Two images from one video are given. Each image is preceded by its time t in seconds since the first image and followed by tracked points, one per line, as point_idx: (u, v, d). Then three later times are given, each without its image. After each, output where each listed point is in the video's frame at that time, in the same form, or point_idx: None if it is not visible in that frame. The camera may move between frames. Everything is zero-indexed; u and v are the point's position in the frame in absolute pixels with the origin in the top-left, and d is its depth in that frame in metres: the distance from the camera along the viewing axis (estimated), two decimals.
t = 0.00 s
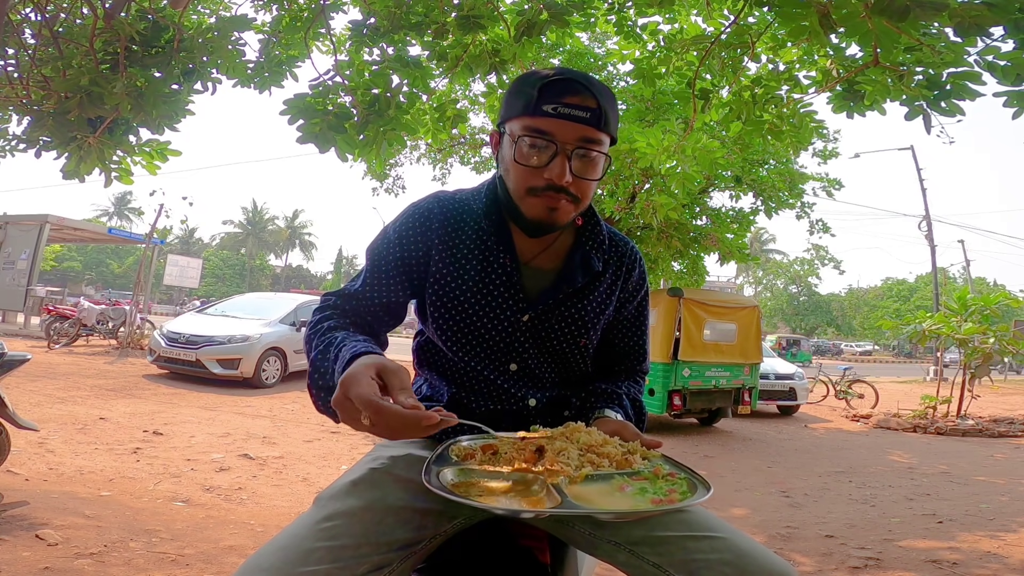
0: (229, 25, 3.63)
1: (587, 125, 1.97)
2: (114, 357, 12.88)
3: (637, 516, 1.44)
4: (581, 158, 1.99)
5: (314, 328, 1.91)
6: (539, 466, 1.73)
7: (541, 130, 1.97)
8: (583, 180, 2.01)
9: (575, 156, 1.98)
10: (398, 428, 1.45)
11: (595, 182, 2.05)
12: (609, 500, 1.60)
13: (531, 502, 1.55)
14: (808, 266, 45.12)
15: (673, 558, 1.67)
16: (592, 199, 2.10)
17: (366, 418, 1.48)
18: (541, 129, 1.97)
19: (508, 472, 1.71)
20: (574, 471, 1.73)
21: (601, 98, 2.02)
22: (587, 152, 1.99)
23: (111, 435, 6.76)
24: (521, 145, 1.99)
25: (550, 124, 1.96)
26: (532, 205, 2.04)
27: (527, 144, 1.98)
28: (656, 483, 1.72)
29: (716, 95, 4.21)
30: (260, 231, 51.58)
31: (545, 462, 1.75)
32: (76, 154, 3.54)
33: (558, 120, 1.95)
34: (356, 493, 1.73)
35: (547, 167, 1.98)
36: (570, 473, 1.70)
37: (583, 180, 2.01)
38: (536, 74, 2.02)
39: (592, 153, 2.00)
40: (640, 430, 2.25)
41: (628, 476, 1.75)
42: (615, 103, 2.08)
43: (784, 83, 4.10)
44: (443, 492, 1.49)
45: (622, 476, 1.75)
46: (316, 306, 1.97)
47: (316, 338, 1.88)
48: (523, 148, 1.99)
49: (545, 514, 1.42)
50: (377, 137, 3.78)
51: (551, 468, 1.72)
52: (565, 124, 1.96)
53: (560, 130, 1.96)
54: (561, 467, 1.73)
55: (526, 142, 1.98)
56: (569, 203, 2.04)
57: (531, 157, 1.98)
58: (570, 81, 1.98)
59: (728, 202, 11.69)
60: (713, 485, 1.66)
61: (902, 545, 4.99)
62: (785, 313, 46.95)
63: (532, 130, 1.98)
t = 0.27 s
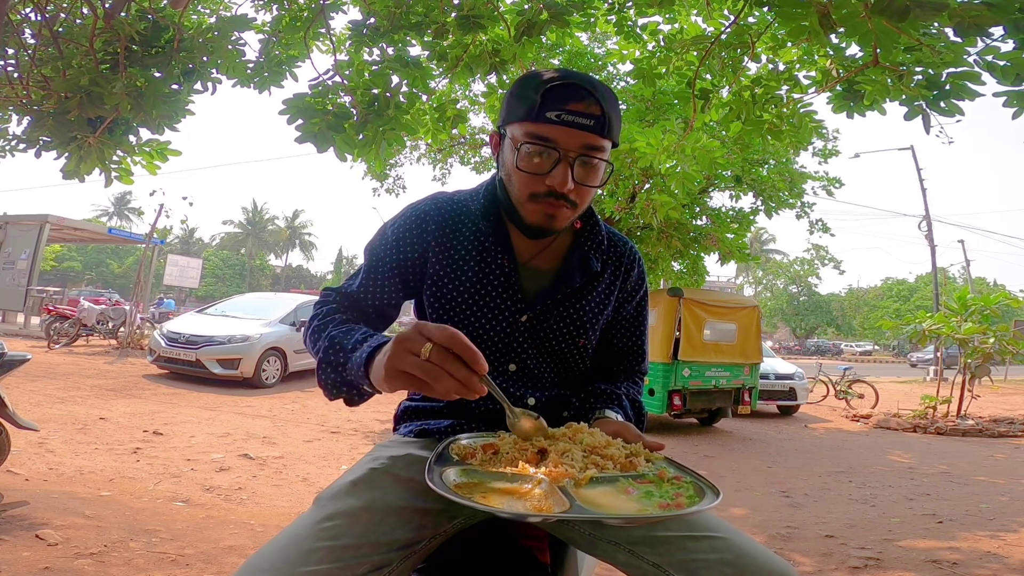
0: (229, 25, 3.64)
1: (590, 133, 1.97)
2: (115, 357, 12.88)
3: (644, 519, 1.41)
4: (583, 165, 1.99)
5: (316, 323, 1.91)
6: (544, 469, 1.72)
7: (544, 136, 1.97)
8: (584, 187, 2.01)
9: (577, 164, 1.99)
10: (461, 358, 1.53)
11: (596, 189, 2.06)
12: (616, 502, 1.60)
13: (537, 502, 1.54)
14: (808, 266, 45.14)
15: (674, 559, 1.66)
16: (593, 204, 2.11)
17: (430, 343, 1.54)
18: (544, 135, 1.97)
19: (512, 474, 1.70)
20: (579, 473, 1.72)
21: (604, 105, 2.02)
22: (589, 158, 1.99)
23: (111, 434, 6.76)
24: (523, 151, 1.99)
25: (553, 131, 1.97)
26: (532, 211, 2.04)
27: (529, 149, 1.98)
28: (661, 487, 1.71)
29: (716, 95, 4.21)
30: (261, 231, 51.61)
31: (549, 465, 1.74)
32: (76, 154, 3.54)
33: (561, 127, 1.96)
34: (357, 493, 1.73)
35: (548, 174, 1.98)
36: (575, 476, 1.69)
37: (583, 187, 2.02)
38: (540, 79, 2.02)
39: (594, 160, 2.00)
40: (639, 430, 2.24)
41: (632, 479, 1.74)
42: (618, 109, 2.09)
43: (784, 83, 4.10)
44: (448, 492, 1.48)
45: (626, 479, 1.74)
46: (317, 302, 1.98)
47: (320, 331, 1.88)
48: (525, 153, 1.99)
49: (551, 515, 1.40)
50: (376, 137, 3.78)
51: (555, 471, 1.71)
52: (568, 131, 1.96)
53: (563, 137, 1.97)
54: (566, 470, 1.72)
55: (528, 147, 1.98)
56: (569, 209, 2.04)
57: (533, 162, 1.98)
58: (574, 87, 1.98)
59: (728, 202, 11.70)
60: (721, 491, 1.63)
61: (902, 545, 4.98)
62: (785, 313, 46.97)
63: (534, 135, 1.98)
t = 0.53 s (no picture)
0: (229, 25, 3.64)
1: (587, 134, 1.97)
2: (115, 357, 12.89)
3: (649, 521, 1.41)
4: (580, 165, 1.99)
5: (320, 328, 1.92)
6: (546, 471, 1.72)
7: (542, 137, 1.98)
8: (582, 187, 2.01)
9: (575, 164, 1.99)
10: (450, 370, 1.52)
11: (594, 189, 2.06)
12: (619, 503, 1.59)
13: (540, 505, 1.54)
14: (808, 267, 45.16)
15: (674, 558, 1.66)
16: (591, 204, 2.11)
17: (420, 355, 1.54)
18: (542, 136, 1.98)
19: (515, 476, 1.70)
20: (581, 474, 1.73)
21: (602, 106, 2.02)
22: (587, 159, 2.00)
23: (111, 434, 6.76)
24: (521, 152, 1.99)
25: (551, 132, 1.97)
26: (530, 211, 2.05)
27: (527, 150, 1.98)
28: (664, 487, 1.71)
29: (716, 95, 4.21)
30: (260, 231, 51.62)
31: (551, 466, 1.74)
32: (77, 154, 3.54)
33: (558, 128, 1.96)
34: (357, 492, 1.73)
35: (545, 174, 1.98)
36: (577, 477, 1.69)
37: (581, 187, 2.02)
38: (538, 80, 2.02)
39: (591, 161, 2.00)
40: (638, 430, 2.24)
41: (634, 480, 1.75)
42: (616, 110, 2.08)
43: (784, 83, 4.09)
44: (451, 495, 1.48)
45: (628, 480, 1.74)
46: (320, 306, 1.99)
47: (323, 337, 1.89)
48: (523, 154, 2.00)
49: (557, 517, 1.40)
50: (376, 137, 3.78)
51: (557, 472, 1.71)
52: (566, 132, 1.96)
53: (561, 138, 1.97)
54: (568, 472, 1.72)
55: (526, 148, 1.99)
56: (567, 209, 2.05)
57: (531, 162, 1.99)
58: (571, 87, 1.98)
59: (728, 202, 11.69)
60: (724, 492, 1.63)
61: (902, 545, 4.98)
62: (785, 313, 46.97)
63: (533, 136, 1.98)
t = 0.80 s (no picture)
0: (229, 25, 3.64)
1: (584, 133, 1.97)
2: (115, 357, 12.88)
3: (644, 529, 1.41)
4: (577, 164, 1.99)
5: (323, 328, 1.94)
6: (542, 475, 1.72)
7: (539, 136, 1.98)
8: (579, 185, 2.01)
9: (572, 162, 1.99)
10: (419, 349, 1.55)
11: (591, 187, 2.06)
12: (614, 510, 1.60)
13: (537, 513, 1.54)
14: (808, 266, 45.15)
15: (674, 559, 1.66)
16: (589, 202, 2.11)
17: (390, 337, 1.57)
18: (539, 135, 1.98)
19: (511, 480, 1.70)
20: (578, 479, 1.73)
21: (599, 105, 2.01)
22: (584, 158, 2.00)
23: (111, 434, 6.76)
24: (518, 151, 2.00)
25: (547, 131, 1.97)
26: (528, 209, 2.05)
27: (525, 149, 1.99)
28: (659, 492, 1.72)
29: (716, 95, 4.22)
30: (260, 231, 51.64)
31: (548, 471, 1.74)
32: (77, 154, 3.54)
33: (555, 127, 1.96)
34: (357, 493, 1.73)
35: (543, 173, 1.99)
36: (574, 482, 1.69)
37: (578, 186, 2.02)
38: (534, 79, 2.02)
39: (588, 159, 2.00)
40: (637, 431, 2.24)
41: (630, 485, 1.75)
42: (614, 109, 2.08)
43: (784, 83, 4.10)
44: (449, 502, 1.48)
45: (624, 485, 1.75)
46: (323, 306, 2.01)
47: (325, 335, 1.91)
48: (520, 153, 2.00)
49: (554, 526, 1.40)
50: (377, 137, 3.78)
51: (554, 477, 1.71)
52: (563, 131, 1.96)
53: (557, 136, 1.97)
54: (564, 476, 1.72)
55: (523, 147, 1.99)
56: (565, 206, 2.05)
57: (528, 161, 1.99)
58: (567, 87, 1.98)
59: (728, 202, 11.70)
60: (718, 499, 1.63)
61: (902, 545, 4.98)
62: (785, 313, 46.98)
63: (531, 135, 1.99)
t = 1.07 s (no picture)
0: (229, 25, 3.63)
1: (581, 133, 1.97)
2: (114, 357, 12.88)
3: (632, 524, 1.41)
4: (575, 164, 2.00)
5: (325, 330, 1.95)
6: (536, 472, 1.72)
7: (537, 137, 1.98)
8: (577, 185, 2.02)
9: (569, 162, 1.99)
10: (428, 370, 1.55)
11: (590, 187, 2.06)
12: (605, 506, 1.59)
13: (528, 507, 1.55)
14: (808, 267, 45.16)
15: (673, 557, 1.67)
16: (588, 201, 2.11)
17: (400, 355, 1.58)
18: (537, 135, 1.98)
19: (505, 476, 1.71)
20: (571, 476, 1.73)
21: (596, 105, 2.01)
22: (581, 158, 2.00)
23: (111, 435, 6.76)
24: (516, 150, 2.00)
25: (545, 131, 1.97)
26: (527, 208, 2.05)
27: (523, 150, 1.99)
28: (652, 490, 1.71)
29: (716, 95, 4.22)
30: (260, 231, 51.65)
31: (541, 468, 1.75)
32: (77, 154, 3.54)
33: (553, 127, 1.96)
34: (357, 492, 1.73)
35: (540, 172, 1.99)
36: (566, 479, 1.69)
37: (576, 185, 2.02)
38: (532, 81, 2.02)
39: (586, 159, 2.01)
40: (636, 431, 2.24)
41: (623, 482, 1.75)
42: (611, 110, 2.09)
43: (784, 83, 4.09)
44: (441, 495, 1.49)
45: (617, 482, 1.74)
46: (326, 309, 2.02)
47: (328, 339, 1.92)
48: (518, 153, 2.00)
49: (543, 519, 1.40)
50: (379, 137, 3.78)
51: (547, 473, 1.71)
52: (560, 131, 1.96)
53: (555, 137, 1.97)
54: (558, 473, 1.72)
55: (521, 147, 1.99)
56: (563, 206, 2.05)
57: (526, 160, 1.99)
58: (564, 88, 1.99)
59: (728, 202, 11.69)
60: (709, 495, 1.62)
61: (902, 544, 4.99)
62: (785, 313, 46.98)
63: (529, 136, 1.98)
